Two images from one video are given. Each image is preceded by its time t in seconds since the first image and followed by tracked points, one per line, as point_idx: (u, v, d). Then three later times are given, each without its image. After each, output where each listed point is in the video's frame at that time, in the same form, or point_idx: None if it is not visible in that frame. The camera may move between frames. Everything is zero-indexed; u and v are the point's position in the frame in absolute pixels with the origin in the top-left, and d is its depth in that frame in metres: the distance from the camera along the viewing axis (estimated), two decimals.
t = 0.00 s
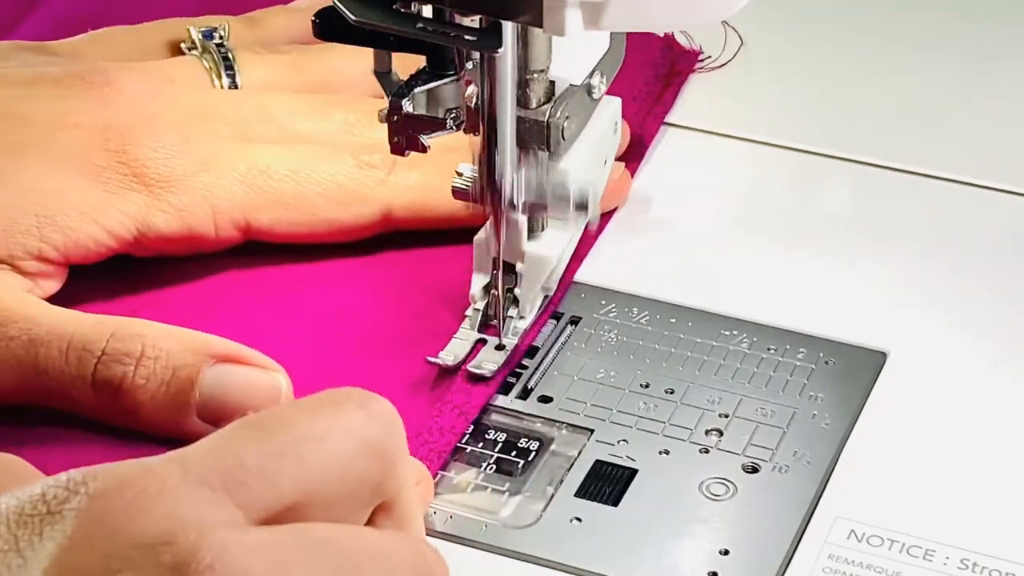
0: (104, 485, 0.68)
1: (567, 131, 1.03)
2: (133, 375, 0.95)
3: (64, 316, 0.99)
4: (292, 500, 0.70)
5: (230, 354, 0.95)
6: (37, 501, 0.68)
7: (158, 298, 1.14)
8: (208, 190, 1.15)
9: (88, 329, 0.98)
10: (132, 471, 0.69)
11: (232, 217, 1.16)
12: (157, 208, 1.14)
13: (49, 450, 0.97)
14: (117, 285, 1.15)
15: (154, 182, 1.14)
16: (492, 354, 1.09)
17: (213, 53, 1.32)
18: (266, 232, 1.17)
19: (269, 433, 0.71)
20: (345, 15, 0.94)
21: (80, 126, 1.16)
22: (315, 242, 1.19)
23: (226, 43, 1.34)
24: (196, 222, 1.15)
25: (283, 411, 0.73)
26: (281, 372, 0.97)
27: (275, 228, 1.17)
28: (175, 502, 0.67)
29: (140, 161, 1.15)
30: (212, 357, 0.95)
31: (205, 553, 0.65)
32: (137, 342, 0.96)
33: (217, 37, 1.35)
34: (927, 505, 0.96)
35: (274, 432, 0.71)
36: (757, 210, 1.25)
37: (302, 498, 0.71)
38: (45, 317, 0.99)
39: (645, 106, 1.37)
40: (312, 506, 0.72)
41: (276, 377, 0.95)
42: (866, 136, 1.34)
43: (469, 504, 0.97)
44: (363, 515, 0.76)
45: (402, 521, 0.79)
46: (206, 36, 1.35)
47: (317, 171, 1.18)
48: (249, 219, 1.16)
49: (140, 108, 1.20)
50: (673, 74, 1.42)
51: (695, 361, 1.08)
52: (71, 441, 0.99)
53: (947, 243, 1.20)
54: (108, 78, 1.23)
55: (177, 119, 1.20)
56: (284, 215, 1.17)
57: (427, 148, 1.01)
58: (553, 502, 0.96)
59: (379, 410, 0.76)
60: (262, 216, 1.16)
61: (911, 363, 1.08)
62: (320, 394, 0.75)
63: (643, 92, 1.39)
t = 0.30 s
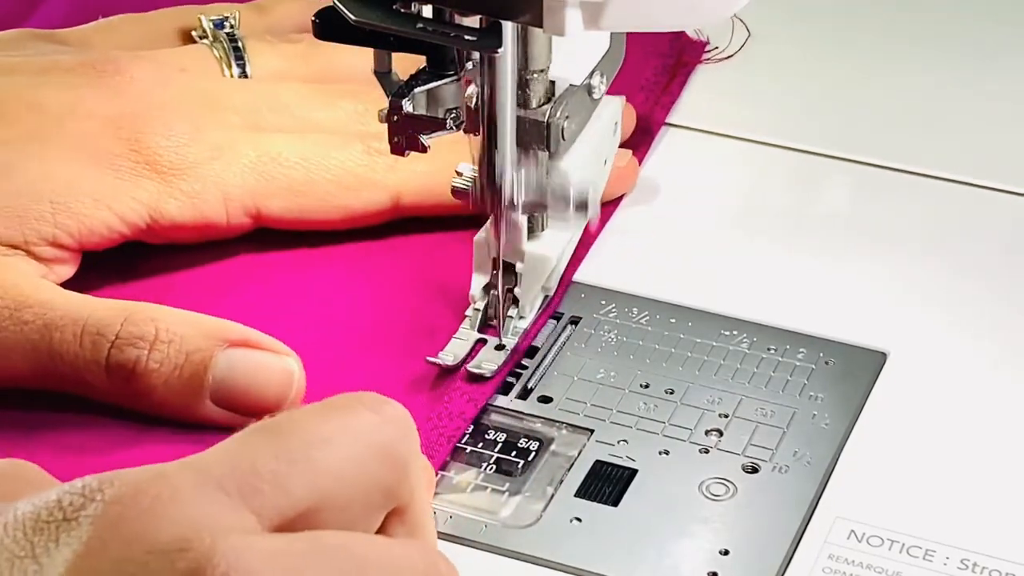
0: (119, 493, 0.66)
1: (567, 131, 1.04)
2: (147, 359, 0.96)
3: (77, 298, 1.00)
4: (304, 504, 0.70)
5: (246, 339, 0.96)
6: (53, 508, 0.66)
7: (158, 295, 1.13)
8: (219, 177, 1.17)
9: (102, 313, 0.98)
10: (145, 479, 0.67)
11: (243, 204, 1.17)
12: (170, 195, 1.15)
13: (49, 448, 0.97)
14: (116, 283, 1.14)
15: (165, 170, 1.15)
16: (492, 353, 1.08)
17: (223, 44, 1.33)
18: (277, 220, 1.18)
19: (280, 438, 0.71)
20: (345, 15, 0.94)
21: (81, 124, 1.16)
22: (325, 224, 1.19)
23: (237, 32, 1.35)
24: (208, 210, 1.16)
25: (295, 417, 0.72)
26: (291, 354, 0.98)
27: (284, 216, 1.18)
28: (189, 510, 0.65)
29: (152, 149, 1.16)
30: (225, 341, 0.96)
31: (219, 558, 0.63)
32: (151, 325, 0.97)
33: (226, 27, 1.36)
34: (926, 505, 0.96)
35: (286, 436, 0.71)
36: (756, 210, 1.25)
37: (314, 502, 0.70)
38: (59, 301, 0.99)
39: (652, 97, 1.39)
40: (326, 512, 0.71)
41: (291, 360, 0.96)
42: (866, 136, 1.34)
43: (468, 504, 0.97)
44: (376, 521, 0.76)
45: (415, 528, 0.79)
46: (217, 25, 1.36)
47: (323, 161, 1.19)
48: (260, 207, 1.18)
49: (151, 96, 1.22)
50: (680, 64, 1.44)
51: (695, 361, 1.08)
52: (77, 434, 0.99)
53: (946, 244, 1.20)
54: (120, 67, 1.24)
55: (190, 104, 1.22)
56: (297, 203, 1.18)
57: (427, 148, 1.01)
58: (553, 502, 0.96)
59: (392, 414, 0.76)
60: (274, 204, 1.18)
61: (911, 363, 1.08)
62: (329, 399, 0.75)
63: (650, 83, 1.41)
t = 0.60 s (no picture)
0: (123, 502, 0.66)
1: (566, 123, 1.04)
2: (163, 342, 0.97)
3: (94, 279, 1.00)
4: (309, 514, 0.71)
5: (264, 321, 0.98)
6: (59, 517, 0.66)
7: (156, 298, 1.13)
8: (233, 161, 1.17)
9: (119, 295, 0.99)
10: (149, 487, 0.67)
11: (257, 187, 1.18)
12: (184, 177, 1.15)
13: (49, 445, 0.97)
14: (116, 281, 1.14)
15: (180, 153, 1.15)
16: (491, 356, 1.09)
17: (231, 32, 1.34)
18: (292, 202, 1.19)
19: (285, 447, 0.72)
20: (345, 15, 0.94)
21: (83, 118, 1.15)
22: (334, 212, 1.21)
23: (245, 19, 1.37)
24: (221, 193, 1.16)
25: (302, 426, 0.73)
26: (304, 335, 1.01)
27: (300, 197, 1.19)
28: (194, 519, 0.66)
29: (165, 132, 1.16)
30: (241, 325, 0.97)
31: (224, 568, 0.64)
32: (167, 308, 0.98)
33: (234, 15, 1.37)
34: (926, 505, 0.96)
35: (291, 447, 0.72)
36: (756, 210, 1.25)
37: (320, 512, 0.71)
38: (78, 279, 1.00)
39: (658, 87, 1.40)
40: (330, 522, 0.72)
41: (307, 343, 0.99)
42: (866, 136, 1.34)
43: (468, 503, 0.97)
44: (381, 529, 0.77)
45: (418, 538, 0.80)
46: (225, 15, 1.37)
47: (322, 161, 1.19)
48: (272, 192, 1.18)
49: (156, 81, 1.22)
50: (686, 55, 1.45)
51: (695, 361, 1.08)
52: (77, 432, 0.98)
53: (946, 244, 1.20)
54: (131, 53, 1.25)
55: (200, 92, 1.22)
56: (313, 186, 1.19)
57: (427, 148, 1.01)
58: (553, 502, 0.96)
59: (396, 423, 0.77)
60: (289, 186, 1.18)
61: (911, 363, 1.08)
62: (334, 408, 0.76)
63: (656, 74, 1.42)
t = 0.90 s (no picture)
0: (128, 501, 0.70)
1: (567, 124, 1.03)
2: (164, 421, 0.87)
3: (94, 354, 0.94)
4: (314, 515, 0.74)
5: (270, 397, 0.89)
6: (67, 515, 0.70)
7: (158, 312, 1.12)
8: (221, 218, 1.09)
9: (116, 373, 0.91)
10: (154, 487, 0.71)
11: (244, 246, 1.10)
12: (171, 235, 1.08)
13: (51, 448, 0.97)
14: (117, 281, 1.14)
15: (164, 208, 1.08)
16: (491, 355, 1.08)
17: (206, 94, 1.24)
18: (282, 259, 1.12)
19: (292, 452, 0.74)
20: (345, 15, 0.94)
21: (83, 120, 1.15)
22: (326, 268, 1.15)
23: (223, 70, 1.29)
24: (209, 249, 1.09)
25: (302, 431, 0.76)
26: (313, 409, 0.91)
27: (291, 254, 1.12)
28: (200, 517, 0.69)
29: (150, 186, 1.08)
30: (246, 396, 0.88)
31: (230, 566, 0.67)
32: (169, 387, 0.89)
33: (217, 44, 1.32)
34: (926, 505, 0.96)
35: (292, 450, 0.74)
36: (757, 210, 1.25)
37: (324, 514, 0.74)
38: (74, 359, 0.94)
39: (660, 77, 1.41)
40: (335, 524, 0.75)
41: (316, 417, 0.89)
42: (866, 135, 1.34)
43: (468, 503, 0.97)
44: (385, 531, 0.79)
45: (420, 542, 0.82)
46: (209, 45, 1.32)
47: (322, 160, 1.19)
48: (261, 246, 1.10)
49: (142, 128, 1.13)
50: (687, 47, 1.46)
51: (695, 361, 1.08)
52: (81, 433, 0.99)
53: (947, 244, 1.20)
54: (110, 99, 1.16)
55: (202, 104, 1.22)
56: (306, 242, 1.11)
57: (427, 148, 1.01)
58: (553, 502, 0.96)
59: (399, 428, 0.80)
60: (280, 243, 1.11)
61: (911, 363, 1.08)
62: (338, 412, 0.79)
63: (658, 64, 1.43)
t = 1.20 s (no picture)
0: (136, 492, 0.72)
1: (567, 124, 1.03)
2: (196, 409, 0.90)
3: (119, 350, 0.96)
4: (324, 512, 0.75)
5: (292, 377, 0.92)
6: (75, 505, 0.73)
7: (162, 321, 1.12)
8: (235, 230, 1.10)
9: (145, 364, 0.94)
10: (163, 478, 0.73)
11: (258, 255, 1.11)
12: (186, 248, 1.09)
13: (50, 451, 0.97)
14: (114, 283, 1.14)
15: (179, 221, 1.10)
16: (491, 356, 1.09)
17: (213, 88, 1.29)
18: (294, 269, 1.13)
19: (301, 449, 0.76)
20: (345, 15, 0.94)
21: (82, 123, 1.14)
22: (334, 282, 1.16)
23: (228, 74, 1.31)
24: (224, 261, 1.10)
25: (314, 425, 0.77)
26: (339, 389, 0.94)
27: (303, 265, 1.13)
28: (208, 505, 0.71)
29: (165, 201, 1.10)
30: (274, 381, 0.91)
31: (237, 555, 0.69)
32: (196, 374, 0.92)
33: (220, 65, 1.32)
34: (926, 505, 0.96)
35: (303, 445, 0.76)
36: (757, 211, 1.25)
37: (333, 509, 0.75)
38: (97, 356, 0.95)
39: (661, 67, 1.43)
40: (344, 520, 0.76)
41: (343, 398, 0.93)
42: (866, 136, 1.34)
43: (468, 504, 0.97)
44: (397, 529, 0.79)
45: (431, 541, 0.81)
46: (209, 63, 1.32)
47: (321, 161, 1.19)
48: (276, 255, 1.12)
49: (154, 138, 1.14)
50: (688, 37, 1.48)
51: (695, 361, 1.08)
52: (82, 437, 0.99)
53: (946, 244, 1.20)
54: (123, 109, 1.18)
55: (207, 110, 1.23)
56: (316, 252, 1.13)
57: (427, 148, 1.01)
58: (553, 502, 0.96)
59: (409, 426, 0.80)
60: (290, 254, 1.12)
61: (911, 363, 1.08)
62: (349, 410, 0.80)
63: (659, 53, 1.45)
